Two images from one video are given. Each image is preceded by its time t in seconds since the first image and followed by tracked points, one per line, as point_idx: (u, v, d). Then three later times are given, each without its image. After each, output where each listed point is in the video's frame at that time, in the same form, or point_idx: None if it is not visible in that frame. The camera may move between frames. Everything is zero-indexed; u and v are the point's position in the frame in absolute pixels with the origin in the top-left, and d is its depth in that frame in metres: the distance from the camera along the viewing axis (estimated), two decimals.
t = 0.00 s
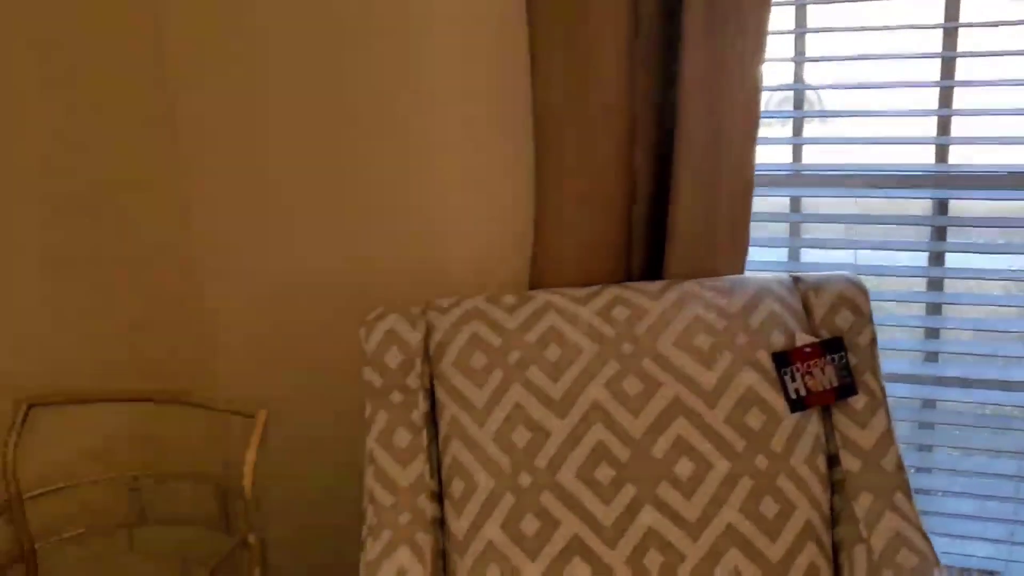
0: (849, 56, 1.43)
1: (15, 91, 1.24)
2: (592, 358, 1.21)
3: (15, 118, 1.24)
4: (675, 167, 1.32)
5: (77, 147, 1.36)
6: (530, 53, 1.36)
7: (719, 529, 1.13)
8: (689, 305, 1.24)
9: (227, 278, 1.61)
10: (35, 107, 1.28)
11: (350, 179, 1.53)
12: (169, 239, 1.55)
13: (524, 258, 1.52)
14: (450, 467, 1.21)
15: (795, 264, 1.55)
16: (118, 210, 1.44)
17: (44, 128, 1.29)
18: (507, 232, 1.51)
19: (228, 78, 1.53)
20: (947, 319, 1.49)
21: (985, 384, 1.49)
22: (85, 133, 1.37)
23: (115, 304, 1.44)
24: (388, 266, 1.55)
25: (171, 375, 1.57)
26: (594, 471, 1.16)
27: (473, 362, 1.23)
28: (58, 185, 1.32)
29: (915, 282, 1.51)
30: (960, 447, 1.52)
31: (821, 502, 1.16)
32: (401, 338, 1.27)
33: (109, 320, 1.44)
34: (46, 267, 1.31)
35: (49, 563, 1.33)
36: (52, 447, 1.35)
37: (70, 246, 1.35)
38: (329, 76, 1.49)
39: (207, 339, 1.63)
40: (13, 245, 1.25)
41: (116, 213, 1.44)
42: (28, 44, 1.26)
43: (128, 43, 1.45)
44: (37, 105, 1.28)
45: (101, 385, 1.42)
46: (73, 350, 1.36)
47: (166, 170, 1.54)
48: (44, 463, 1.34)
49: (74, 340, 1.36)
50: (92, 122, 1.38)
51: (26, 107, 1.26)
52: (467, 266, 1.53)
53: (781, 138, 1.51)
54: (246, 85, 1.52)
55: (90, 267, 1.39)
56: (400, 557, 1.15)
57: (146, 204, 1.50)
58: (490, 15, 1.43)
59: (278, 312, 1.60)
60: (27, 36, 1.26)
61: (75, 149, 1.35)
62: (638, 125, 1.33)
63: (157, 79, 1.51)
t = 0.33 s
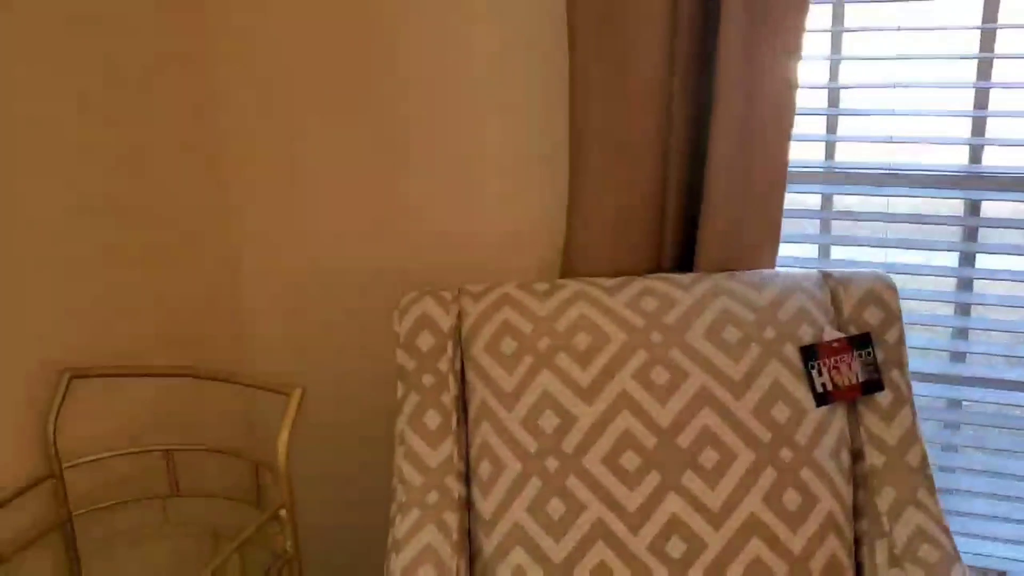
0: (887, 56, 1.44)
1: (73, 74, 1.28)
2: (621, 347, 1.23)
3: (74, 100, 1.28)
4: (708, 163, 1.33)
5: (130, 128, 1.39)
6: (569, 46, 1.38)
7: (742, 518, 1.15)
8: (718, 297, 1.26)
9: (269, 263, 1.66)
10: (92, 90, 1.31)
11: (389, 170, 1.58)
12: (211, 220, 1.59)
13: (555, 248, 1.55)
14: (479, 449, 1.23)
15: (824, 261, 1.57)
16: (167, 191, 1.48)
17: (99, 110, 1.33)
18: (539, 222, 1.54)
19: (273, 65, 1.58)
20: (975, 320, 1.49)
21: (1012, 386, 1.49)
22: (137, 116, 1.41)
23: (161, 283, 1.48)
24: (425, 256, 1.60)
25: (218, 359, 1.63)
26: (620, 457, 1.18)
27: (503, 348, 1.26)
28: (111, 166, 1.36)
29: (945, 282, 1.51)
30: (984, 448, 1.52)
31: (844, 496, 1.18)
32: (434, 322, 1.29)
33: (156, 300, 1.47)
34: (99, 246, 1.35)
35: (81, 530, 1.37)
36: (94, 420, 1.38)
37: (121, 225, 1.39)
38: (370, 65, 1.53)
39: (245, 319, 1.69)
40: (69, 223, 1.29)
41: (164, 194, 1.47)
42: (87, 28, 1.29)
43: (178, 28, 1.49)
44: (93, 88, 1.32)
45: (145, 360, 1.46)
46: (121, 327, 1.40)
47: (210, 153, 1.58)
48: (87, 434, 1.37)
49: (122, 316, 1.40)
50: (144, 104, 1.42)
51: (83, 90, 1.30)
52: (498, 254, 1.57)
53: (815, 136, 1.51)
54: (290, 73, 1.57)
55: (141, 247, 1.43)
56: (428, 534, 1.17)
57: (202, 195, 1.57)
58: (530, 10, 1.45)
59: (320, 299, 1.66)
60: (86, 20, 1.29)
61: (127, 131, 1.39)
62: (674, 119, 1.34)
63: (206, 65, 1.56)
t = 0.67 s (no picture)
0: (901, 51, 1.44)
1: (93, 68, 1.30)
2: (634, 338, 1.25)
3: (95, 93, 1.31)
4: (721, 158, 1.34)
5: (149, 122, 1.42)
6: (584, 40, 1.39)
7: (752, 508, 1.16)
8: (730, 290, 1.27)
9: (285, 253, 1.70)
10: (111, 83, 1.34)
11: (400, 157, 1.59)
12: (227, 211, 1.62)
13: (567, 240, 1.56)
14: (493, 438, 1.25)
15: (837, 255, 1.58)
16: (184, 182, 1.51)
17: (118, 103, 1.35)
18: (552, 214, 1.56)
19: (287, 59, 1.60)
20: (987, 314, 1.50)
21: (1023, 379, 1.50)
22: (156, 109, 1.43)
23: (179, 274, 1.51)
24: (436, 244, 1.62)
25: (230, 344, 1.65)
26: (631, 447, 1.20)
27: (517, 339, 1.27)
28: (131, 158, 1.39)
29: (957, 276, 1.52)
30: (996, 442, 1.53)
31: (854, 487, 1.19)
32: (448, 313, 1.31)
33: (174, 290, 1.50)
34: (119, 237, 1.37)
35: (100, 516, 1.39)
36: (116, 408, 1.41)
37: (141, 216, 1.41)
38: (384, 58, 1.55)
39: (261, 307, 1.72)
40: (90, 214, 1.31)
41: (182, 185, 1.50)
42: (106, 23, 1.32)
43: (194, 22, 1.52)
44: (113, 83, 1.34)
45: (163, 349, 1.48)
46: (140, 317, 1.43)
47: (225, 145, 1.61)
48: (107, 422, 1.40)
49: (141, 307, 1.43)
50: (162, 97, 1.44)
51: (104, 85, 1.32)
52: (511, 246, 1.59)
53: (829, 130, 1.52)
54: (305, 66, 1.60)
55: (159, 238, 1.46)
56: (442, 521, 1.19)
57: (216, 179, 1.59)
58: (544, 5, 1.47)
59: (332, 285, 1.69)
60: (105, 16, 1.32)
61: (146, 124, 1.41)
62: (687, 113, 1.35)
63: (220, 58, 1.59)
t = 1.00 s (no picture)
0: (906, 51, 1.44)
1: (104, 66, 1.32)
2: (637, 333, 1.26)
3: (105, 89, 1.33)
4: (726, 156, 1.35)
5: (159, 118, 1.44)
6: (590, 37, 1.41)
7: (752, 502, 1.17)
8: (733, 286, 1.28)
9: (294, 245, 1.73)
10: (121, 80, 1.36)
11: (407, 153, 1.61)
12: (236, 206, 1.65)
13: (572, 235, 1.58)
14: (497, 431, 1.27)
15: (842, 253, 1.59)
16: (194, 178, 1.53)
17: (128, 99, 1.38)
18: (558, 212, 1.57)
19: (296, 56, 1.62)
20: (991, 313, 1.51)
21: None
22: (165, 105, 1.45)
23: (189, 267, 1.53)
24: (443, 239, 1.64)
25: (241, 337, 1.68)
26: (633, 441, 1.21)
27: (522, 333, 1.29)
28: (141, 154, 1.41)
29: (962, 276, 1.53)
30: (1000, 441, 1.53)
31: (854, 482, 1.20)
32: (454, 307, 1.33)
33: (184, 283, 1.52)
34: (129, 231, 1.40)
35: (110, 504, 1.41)
36: (127, 399, 1.43)
37: (151, 211, 1.44)
38: (390, 55, 1.57)
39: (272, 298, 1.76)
40: (100, 207, 1.34)
41: (192, 181, 1.52)
42: (115, 20, 1.34)
43: (205, 20, 1.54)
44: (124, 80, 1.36)
45: (173, 341, 1.51)
46: (151, 310, 1.45)
47: (234, 141, 1.63)
48: (118, 412, 1.42)
49: (152, 299, 1.45)
50: (171, 94, 1.46)
51: (114, 81, 1.35)
52: (517, 243, 1.61)
53: (835, 129, 1.53)
54: (312, 62, 1.62)
55: (169, 232, 1.48)
56: (447, 512, 1.21)
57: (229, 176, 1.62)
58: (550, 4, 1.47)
59: (340, 277, 1.72)
60: (115, 13, 1.34)
61: (156, 121, 1.43)
62: (693, 110, 1.37)
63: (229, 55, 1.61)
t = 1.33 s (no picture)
0: (922, 52, 1.44)
1: (122, 63, 1.35)
2: (647, 329, 1.27)
3: (127, 84, 1.36)
4: (739, 154, 1.36)
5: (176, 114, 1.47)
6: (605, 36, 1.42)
7: (760, 498, 1.18)
8: (744, 284, 1.29)
9: (313, 236, 1.77)
10: (142, 75, 1.39)
11: (418, 147, 1.63)
12: (250, 197, 1.68)
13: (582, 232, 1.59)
14: (507, 424, 1.28)
15: (856, 253, 1.59)
16: (210, 171, 1.56)
17: (148, 94, 1.40)
18: (570, 209, 1.58)
19: (312, 54, 1.66)
20: (1005, 314, 1.50)
21: None
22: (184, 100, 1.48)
23: (205, 259, 1.56)
24: (454, 231, 1.66)
25: (255, 324, 1.72)
26: (641, 435, 1.22)
27: (533, 328, 1.30)
28: (160, 147, 1.44)
29: (976, 277, 1.52)
30: (1014, 443, 1.53)
31: (862, 480, 1.20)
32: (466, 301, 1.35)
33: (200, 274, 1.55)
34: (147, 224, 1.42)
35: (128, 491, 1.44)
36: (145, 388, 1.46)
37: (170, 203, 1.47)
38: (404, 53, 1.59)
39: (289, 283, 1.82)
40: (120, 199, 1.36)
41: (208, 173, 1.55)
42: (133, 18, 1.36)
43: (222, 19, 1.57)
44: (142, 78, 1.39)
45: (189, 331, 1.54)
46: (168, 301, 1.48)
47: (249, 134, 1.66)
48: (136, 402, 1.44)
49: (169, 291, 1.48)
50: (188, 91, 1.49)
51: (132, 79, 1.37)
52: (529, 240, 1.62)
53: (850, 129, 1.53)
54: (328, 60, 1.65)
55: (186, 224, 1.51)
56: (456, 503, 1.22)
57: (246, 167, 1.66)
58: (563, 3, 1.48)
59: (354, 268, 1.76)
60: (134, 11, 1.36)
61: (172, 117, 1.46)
62: (706, 108, 1.38)
63: (246, 50, 1.64)
